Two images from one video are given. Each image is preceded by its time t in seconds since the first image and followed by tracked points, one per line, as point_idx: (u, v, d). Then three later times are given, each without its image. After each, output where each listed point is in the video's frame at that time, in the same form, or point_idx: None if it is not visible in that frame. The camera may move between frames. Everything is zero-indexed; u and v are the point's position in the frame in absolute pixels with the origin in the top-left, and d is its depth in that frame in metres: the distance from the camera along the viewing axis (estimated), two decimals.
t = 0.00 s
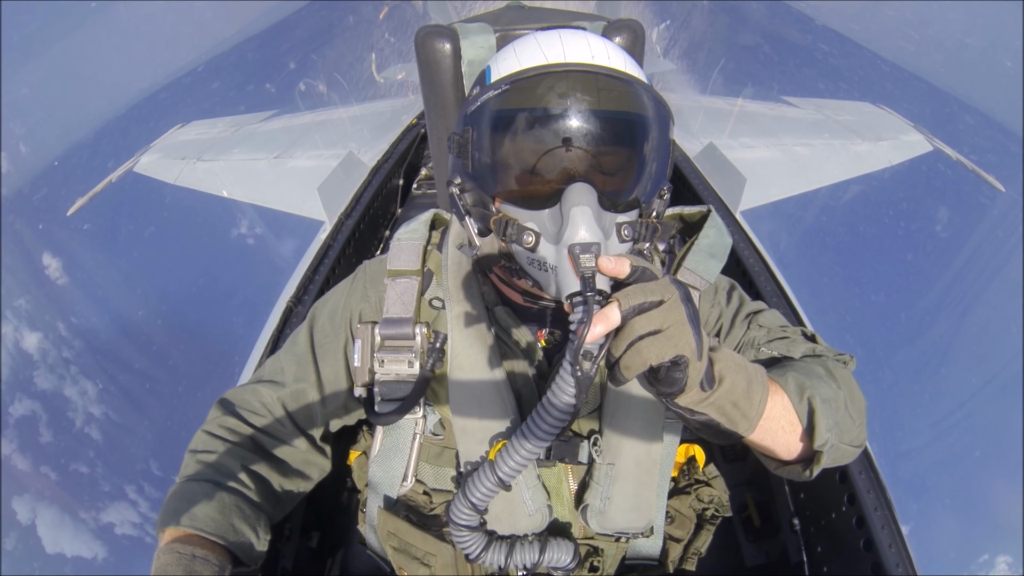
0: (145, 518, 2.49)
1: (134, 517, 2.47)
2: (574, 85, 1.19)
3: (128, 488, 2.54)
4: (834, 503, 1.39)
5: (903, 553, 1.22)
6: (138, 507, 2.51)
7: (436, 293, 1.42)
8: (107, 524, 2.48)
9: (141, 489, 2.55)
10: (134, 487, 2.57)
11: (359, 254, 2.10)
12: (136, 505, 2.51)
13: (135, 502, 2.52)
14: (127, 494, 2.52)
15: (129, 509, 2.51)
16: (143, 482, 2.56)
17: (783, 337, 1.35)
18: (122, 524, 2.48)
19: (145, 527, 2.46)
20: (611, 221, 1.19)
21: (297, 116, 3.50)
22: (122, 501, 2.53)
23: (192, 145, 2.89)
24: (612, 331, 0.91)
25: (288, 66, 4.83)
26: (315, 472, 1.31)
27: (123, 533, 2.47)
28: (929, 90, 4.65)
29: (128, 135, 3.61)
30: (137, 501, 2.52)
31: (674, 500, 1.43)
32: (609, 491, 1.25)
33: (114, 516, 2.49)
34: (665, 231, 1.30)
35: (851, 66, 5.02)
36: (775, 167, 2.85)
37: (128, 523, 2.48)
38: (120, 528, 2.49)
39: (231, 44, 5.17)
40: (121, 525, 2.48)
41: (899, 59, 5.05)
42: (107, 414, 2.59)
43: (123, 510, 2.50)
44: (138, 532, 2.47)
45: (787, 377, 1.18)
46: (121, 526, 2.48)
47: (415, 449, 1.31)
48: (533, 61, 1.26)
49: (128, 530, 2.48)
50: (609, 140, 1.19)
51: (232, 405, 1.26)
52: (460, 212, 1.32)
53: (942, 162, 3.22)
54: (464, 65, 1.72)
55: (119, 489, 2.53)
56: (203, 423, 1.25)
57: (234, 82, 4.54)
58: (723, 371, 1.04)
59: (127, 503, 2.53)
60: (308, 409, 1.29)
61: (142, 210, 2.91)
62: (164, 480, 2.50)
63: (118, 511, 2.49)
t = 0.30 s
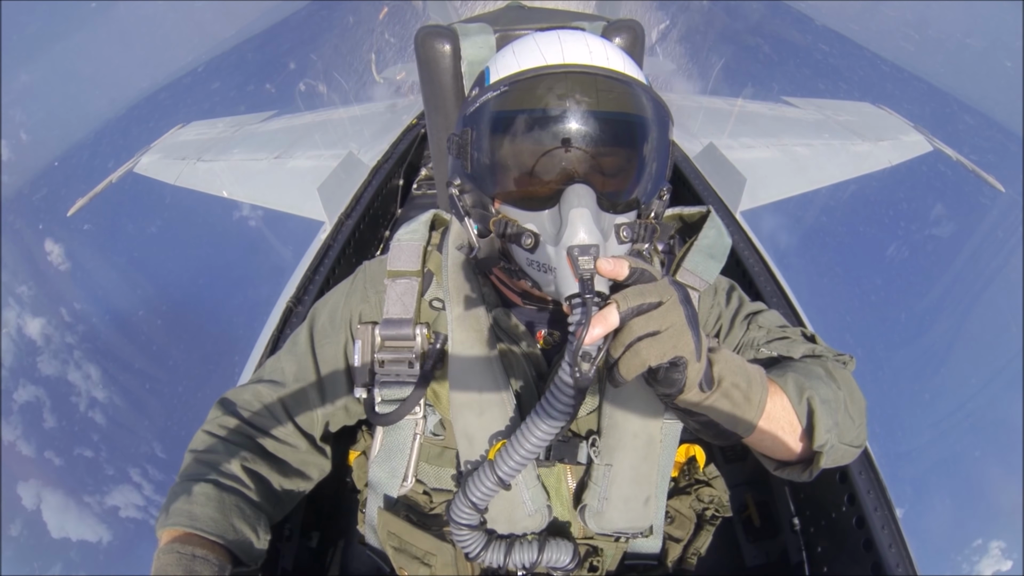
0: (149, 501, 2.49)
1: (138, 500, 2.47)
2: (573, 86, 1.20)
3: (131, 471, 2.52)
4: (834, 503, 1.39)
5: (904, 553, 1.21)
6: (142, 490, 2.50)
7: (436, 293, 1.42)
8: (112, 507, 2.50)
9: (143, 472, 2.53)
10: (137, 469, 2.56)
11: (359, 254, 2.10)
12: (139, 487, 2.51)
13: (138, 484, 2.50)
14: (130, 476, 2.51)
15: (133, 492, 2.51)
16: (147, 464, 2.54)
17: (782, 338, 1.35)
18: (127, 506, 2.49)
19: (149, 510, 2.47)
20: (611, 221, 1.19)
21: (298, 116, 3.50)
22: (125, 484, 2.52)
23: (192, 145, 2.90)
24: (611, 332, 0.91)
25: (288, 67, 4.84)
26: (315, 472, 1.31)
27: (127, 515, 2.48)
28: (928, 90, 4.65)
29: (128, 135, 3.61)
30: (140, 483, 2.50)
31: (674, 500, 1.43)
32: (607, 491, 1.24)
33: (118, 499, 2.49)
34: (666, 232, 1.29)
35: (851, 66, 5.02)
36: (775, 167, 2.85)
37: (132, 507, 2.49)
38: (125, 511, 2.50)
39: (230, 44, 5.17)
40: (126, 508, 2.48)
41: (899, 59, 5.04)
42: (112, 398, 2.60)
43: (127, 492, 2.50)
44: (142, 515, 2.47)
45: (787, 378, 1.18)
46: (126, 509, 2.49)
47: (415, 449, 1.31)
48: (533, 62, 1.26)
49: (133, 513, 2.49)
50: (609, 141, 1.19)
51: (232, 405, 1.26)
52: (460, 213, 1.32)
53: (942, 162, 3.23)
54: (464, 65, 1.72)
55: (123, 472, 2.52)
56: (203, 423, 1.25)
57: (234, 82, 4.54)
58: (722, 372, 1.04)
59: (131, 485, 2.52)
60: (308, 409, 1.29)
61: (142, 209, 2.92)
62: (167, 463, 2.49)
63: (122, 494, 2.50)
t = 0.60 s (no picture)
0: (154, 485, 2.58)
1: (144, 484, 2.57)
2: (573, 86, 1.20)
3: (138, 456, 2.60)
4: (834, 503, 1.40)
5: (903, 553, 1.22)
6: (147, 473, 2.58)
7: (437, 294, 1.41)
8: (118, 492, 2.59)
9: (149, 457, 2.61)
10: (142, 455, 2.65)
11: (359, 254, 2.10)
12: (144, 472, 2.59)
13: (144, 469, 2.59)
14: (136, 461, 2.58)
15: (138, 476, 2.59)
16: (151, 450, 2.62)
17: (782, 338, 1.35)
18: (133, 491, 2.59)
19: (154, 494, 2.57)
20: (611, 222, 1.19)
21: (298, 116, 3.50)
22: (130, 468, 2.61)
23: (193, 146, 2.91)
24: (611, 332, 0.92)
25: (288, 66, 4.85)
26: (315, 472, 1.31)
27: (134, 499, 2.58)
28: (929, 90, 4.65)
29: (128, 135, 3.62)
30: (145, 467, 2.59)
31: (674, 500, 1.43)
32: (606, 491, 1.24)
33: (125, 484, 2.59)
34: (666, 232, 1.29)
35: (851, 66, 5.02)
36: (775, 167, 2.85)
37: (137, 490, 2.58)
38: (131, 494, 2.61)
39: (230, 44, 5.18)
40: (131, 491, 2.58)
41: (899, 58, 5.04)
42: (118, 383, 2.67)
43: (133, 476, 2.59)
44: (147, 497, 2.57)
45: (787, 378, 1.18)
46: (132, 493, 2.59)
47: (415, 449, 1.31)
48: (533, 62, 1.26)
49: (138, 496, 2.59)
50: (609, 141, 1.19)
51: (232, 405, 1.25)
52: (461, 214, 1.32)
53: (942, 162, 3.23)
54: (464, 66, 1.72)
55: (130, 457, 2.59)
56: (203, 423, 1.25)
57: (234, 82, 4.55)
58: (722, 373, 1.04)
59: (137, 469, 2.60)
60: (307, 410, 1.29)
61: (142, 209, 2.92)
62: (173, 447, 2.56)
63: (128, 478, 2.59)
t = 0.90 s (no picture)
0: (159, 468, 2.60)
1: (149, 468, 2.59)
2: (573, 86, 1.20)
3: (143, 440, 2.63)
4: (834, 503, 1.40)
5: (904, 554, 1.21)
6: (152, 458, 2.61)
7: (437, 294, 1.41)
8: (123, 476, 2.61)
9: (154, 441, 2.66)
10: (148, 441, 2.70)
11: (359, 254, 2.10)
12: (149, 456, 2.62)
13: (148, 453, 2.63)
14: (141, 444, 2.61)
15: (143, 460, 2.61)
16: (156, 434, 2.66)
17: (782, 339, 1.35)
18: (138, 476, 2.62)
19: (159, 477, 2.58)
20: (611, 222, 1.19)
21: (298, 116, 3.51)
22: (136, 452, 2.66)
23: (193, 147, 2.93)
24: (611, 333, 0.92)
25: (288, 66, 4.86)
26: (315, 472, 1.32)
27: (139, 484, 2.60)
28: (928, 90, 4.65)
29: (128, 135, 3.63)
30: (150, 452, 2.63)
31: (674, 500, 1.43)
32: (606, 491, 1.24)
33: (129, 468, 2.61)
34: (666, 232, 1.29)
35: (851, 66, 5.02)
36: (775, 167, 2.85)
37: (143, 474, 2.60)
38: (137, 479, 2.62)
39: (231, 44, 5.19)
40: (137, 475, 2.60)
41: (899, 59, 5.04)
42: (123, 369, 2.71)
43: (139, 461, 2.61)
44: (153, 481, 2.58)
45: (787, 378, 1.18)
46: (138, 478, 2.62)
47: (416, 449, 1.31)
48: (533, 62, 1.26)
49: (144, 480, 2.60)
50: (609, 141, 1.19)
51: (232, 406, 1.26)
52: (461, 214, 1.32)
53: (942, 163, 3.23)
54: (464, 66, 1.72)
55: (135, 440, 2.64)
56: (204, 423, 1.25)
57: (233, 82, 4.56)
58: (722, 373, 1.04)
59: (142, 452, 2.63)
60: (307, 410, 1.29)
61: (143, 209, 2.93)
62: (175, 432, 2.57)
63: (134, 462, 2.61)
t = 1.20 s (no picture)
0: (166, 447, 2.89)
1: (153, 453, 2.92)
2: (573, 86, 1.20)
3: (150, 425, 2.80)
4: (834, 504, 1.40)
5: (904, 554, 1.21)
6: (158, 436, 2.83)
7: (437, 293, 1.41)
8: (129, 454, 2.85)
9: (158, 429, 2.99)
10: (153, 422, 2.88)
11: (359, 254, 2.10)
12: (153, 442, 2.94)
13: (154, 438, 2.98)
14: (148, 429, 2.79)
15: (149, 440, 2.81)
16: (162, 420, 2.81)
17: (782, 339, 1.35)
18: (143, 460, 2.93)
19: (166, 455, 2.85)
20: (611, 221, 1.19)
21: (298, 117, 3.52)
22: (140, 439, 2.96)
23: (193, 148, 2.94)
24: (610, 332, 0.93)
25: (288, 67, 4.87)
26: (315, 472, 1.31)
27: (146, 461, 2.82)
28: (928, 91, 4.65)
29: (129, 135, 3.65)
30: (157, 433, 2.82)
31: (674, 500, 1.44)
32: (605, 492, 1.24)
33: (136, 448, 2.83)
34: (666, 232, 1.28)
35: (851, 66, 5.02)
36: (775, 167, 2.85)
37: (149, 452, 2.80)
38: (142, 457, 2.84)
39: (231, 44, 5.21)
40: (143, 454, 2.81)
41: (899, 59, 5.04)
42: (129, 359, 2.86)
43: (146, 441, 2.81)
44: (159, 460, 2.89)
45: (787, 378, 1.18)
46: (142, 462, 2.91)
47: (416, 450, 1.31)
48: (533, 62, 1.26)
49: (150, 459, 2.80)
50: (609, 141, 1.19)
51: (232, 406, 1.26)
52: (461, 214, 1.32)
53: (942, 163, 3.23)
54: (464, 66, 1.72)
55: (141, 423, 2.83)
56: (204, 423, 1.25)
57: (234, 82, 4.58)
58: (722, 372, 1.04)
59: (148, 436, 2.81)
60: (307, 410, 1.29)
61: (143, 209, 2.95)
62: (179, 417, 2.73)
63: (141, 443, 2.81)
